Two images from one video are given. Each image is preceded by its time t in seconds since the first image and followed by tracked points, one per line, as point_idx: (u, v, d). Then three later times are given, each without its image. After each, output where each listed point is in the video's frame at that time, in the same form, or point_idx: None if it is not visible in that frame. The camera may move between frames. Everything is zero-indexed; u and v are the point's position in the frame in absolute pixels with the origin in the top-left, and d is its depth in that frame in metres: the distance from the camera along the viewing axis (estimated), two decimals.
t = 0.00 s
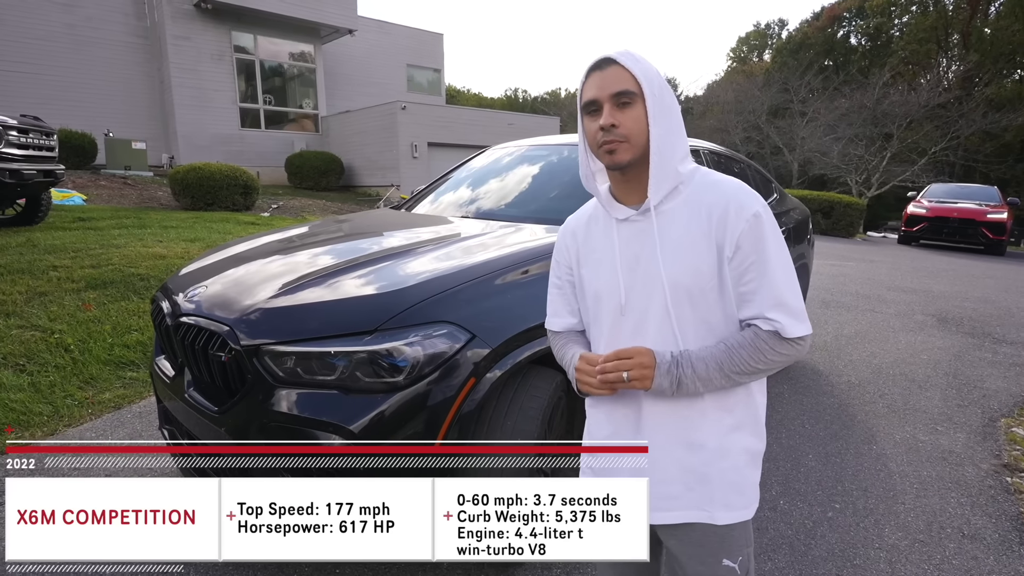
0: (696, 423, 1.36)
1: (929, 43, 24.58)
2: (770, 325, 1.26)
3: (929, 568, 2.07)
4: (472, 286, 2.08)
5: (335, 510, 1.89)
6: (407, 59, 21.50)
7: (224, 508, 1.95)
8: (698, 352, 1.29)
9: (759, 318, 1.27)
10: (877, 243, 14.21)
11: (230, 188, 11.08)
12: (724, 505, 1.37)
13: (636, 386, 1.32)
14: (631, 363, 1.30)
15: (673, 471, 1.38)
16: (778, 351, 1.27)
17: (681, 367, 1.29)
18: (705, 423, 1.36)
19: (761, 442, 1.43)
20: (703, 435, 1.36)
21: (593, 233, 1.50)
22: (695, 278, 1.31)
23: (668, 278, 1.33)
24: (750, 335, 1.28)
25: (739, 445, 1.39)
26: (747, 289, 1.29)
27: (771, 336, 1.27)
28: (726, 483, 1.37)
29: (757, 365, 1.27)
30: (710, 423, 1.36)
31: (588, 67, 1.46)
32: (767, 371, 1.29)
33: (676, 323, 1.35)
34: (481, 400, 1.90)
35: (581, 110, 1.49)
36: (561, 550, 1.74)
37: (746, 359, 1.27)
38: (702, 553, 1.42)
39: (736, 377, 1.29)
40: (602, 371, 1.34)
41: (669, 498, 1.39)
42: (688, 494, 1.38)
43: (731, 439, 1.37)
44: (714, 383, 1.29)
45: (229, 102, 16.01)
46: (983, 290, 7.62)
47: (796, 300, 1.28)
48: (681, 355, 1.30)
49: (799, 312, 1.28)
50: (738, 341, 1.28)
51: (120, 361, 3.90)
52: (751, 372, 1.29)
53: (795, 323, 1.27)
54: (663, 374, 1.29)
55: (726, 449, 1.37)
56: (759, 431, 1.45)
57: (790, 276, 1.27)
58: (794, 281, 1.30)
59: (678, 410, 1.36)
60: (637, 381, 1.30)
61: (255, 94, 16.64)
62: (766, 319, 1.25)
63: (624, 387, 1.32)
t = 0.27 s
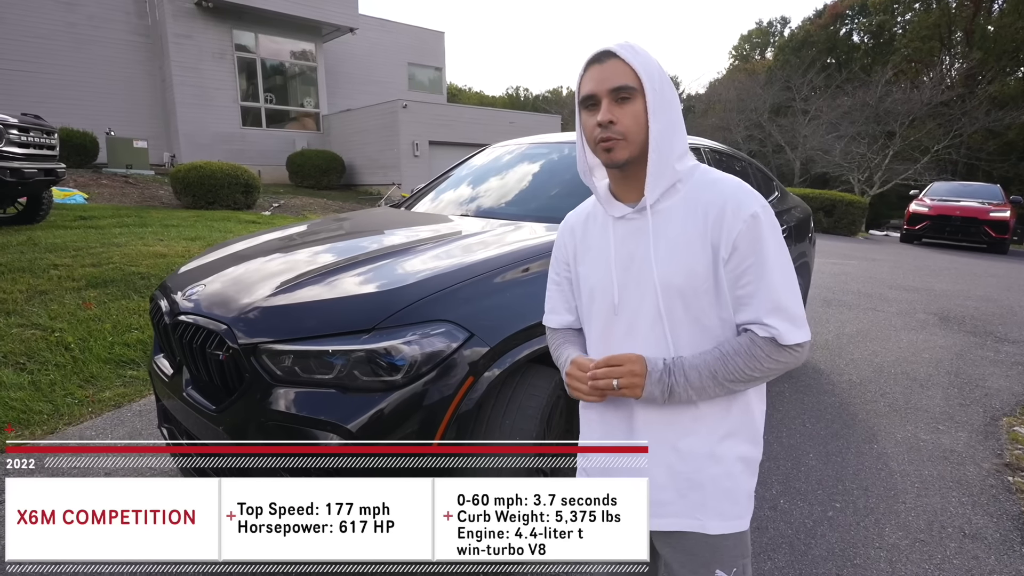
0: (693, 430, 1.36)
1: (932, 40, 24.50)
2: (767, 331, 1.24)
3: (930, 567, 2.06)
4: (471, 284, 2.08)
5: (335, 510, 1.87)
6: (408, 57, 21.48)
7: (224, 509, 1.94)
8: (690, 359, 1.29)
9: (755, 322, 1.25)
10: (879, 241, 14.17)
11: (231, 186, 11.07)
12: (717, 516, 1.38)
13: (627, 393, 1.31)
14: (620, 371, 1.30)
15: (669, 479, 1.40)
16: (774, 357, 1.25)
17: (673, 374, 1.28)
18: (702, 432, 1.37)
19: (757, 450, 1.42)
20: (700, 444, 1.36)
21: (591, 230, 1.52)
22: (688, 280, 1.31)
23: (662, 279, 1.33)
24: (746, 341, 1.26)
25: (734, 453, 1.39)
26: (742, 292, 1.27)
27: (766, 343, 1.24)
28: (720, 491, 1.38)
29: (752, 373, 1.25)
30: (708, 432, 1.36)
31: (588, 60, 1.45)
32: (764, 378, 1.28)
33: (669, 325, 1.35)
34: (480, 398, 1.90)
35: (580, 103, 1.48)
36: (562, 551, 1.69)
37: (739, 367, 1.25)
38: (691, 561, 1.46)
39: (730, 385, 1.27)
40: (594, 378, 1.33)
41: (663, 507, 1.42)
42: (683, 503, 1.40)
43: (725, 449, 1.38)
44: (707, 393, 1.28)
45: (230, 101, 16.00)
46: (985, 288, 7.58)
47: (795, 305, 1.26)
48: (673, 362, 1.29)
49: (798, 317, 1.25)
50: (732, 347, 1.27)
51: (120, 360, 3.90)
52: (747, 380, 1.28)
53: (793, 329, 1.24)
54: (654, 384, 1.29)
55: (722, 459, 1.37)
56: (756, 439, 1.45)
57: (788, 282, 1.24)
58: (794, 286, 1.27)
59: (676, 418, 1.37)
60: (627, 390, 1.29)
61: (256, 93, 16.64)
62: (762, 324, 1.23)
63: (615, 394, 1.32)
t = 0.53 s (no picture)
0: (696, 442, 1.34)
1: (934, 40, 24.46)
2: (777, 343, 1.19)
3: (928, 568, 2.06)
4: (470, 283, 2.08)
5: (335, 510, 1.87)
6: (409, 57, 21.48)
7: (224, 509, 1.94)
8: (695, 370, 1.26)
9: (764, 332, 1.21)
10: (880, 241, 14.14)
11: (231, 186, 11.06)
12: (718, 530, 1.37)
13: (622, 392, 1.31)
14: (619, 370, 1.30)
15: (670, 490, 1.39)
16: (785, 369, 1.20)
17: (675, 382, 1.28)
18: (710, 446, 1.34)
19: (762, 465, 1.39)
20: (703, 457, 1.34)
21: (603, 228, 1.51)
22: (696, 284, 1.27)
23: (669, 282, 1.30)
24: (755, 351, 1.22)
25: (740, 469, 1.36)
26: (752, 298, 1.23)
27: (775, 355, 1.20)
28: (724, 503, 1.35)
29: (759, 386, 1.22)
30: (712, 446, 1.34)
31: (604, 50, 1.43)
32: (773, 392, 1.24)
33: (676, 330, 1.32)
34: (479, 396, 1.90)
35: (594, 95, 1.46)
36: (561, 550, 1.72)
37: (744, 379, 1.22)
38: (694, 575, 1.45)
39: (734, 398, 1.25)
40: (591, 372, 1.34)
41: (663, 518, 1.42)
42: (685, 516, 1.39)
43: (731, 464, 1.35)
44: (711, 405, 1.27)
45: (230, 100, 16.00)
46: (987, 289, 7.57)
47: (810, 316, 1.20)
48: (673, 370, 1.29)
49: (813, 329, 1.20)
50: (741, 358, 1.23)
51: (119, 359, 3.90)
52: (753, 393, 1.25)
53: (807, 341, 1.19)
54: (651, 389, 1.29)
55: (725, 474, 1.34)
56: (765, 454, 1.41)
57: (802, 290, 1.19)
58: (810, 296, 1.22)
59: (679, 428, 1.35)
60: (622, 389, 1.30)
61: (256, 92, 16.63)
62: (771, 335, 1.19)
63: (609, 391, 1.32)
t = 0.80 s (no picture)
0: (723, 459, 1.30)
1: (931, 40, 24.50)
2: (824, 360, 1.15)
3: (922, 567, 2.06)
4: (467, 282, 2.07)
5: (335, 510, 1.85)
6: (407, 55, 21.44)
7: (224, 508, 1.91)
8: (730, 385, 1.22)
9: (809, 346, 1.17)
10: (877, 240, 14.16)
11: (228, 184, 11.03)
12: (738, 547, 1.31)
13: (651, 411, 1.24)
14: (650, 389, 1.23)
15: (688, 503, 1.34)
16: (829, 386, 1.16)
17: (708, 398, 1.22)
18: (737, 461, 1.29)
19: (793, 487, 1.33)
20: (726, 473, 1.30)
21: (632, 226, 1.46)
22: (736, 291, 1.23)
23: (707, 286, 1.25)
24: (795, 367, 1.18)
25: (768, 486, 1.30)
26: (795, 309, 1.19)
27: (819, 373, 1.16)
28: (744, 522, 1.30)
29: (799, 404, 1.18)
30: (737, 461, 1.29)
31: (643, 37, 1.39)
32: (811, 412, 1.20)
33: (707, 337, 1.27)
34: (474, 396, 1.89)
35: (629, 85, 1.42)
36: (561, 550, 1.73)
37: (782, 396, 1.18)
38: None
39: (770, 417, 1.21)
40: (620, 387, 1.27)
41: (680, 530, 1.36)
42: (703, 530, 1.33)
43: (760, 480, 1.30)
44: (748, 421, 1.21)
45: (227, 98, 15.95)
46: (983, 289, 7.58)
47: (857, 331, 1.16)
48: (708, 387, 1.22)
49: (860, 346, 1.16)
50: (779, 373, 1.19)
51: (114, 358, 3.89)
52: (790, 412, 1.20)
53: (852, 358, 1.15)
54: (684, 407, 1.22)
55: (751, 492, 1.29)
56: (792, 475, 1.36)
57: (851, 305, 1.15)
58: (856, 312, 1.18)
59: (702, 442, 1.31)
60: (653, 407, 1.23)
61: (253, 90, 16.57)
62: (817, 350, 1.15)
63: (638, 409, 1.26)
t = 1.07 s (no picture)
0: (733, 473, 1.29)
1: (909, 45, 24.94)
2: (861, 376, 1.14)
3: (899, 562, 2.10)
4: (452, 283, 2.08)
5: (335, 510, 1.85)
6: (392, 56, 21.36)
7: (224, 508, 1.89)
8: (761, 392, 1.20)
9: (842, 361, 1.16)
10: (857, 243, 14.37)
11: (210, 185, 10.90)
12: (742, 561, 1.31)
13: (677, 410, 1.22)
14: (678, 388, 1.21)
15: (695, 516, 1.33)
16: (860, 400, 1.16)
17: (735, 405, 1.20)
18: (745, 476, 1.28)
19: (802, 503, 1.33)
20: (736, 489, 1.29)
21: (650, 228, 1.43)
22: (766, 303, 1.20)
23: (735, 297, 1.22)
24: (828, 379, 1.18)
25: (776, 504, 1.29)
26: (825, 323, 1.18)
27: (855, 390, 1.16)
28: (750, 538, 1.30)
29: (831, 416, 1.17)
30: (745, 476, 1.28)
31: (672, 33, 1.37)
32: (839, 424, 1.19)
33: (728, 348, 1.25)
34: (456, 400, 1.89)
35: (654, 82, 1.39)
36: (561, 550, 1.78)
37: (813, 409, 1.17)
38: None
39: (801, 426, 1.19)
40: (646, 383, 1.25)
41: (685, 543, 1.35)
42: (707, 544, 1.33)
43: (768, 497, 1.29)
44: (779, 430, 1.20)
45: (209, 98, 15.77)
46: (960, 290, 7.73)
47: (890, 345, 1.15)
48: (738, 391, 1.21)
49: (893, 361, 1.15)
50: (811, 385, 1.18)
51: (93, 361, 3.83)
52: (819, 423, 1.19)
53: (885, 373, 1.14)
54: (712, 408, 1.20)
55: (759, 508, 1.28)
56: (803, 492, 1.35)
57: (886, 321, 1.14)
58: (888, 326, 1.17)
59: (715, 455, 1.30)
60: (679, 406, 1.21)
61: (236, 90, 16.40)
62: (852, 367, 1.14)
63: (663, 407, 1.23)
